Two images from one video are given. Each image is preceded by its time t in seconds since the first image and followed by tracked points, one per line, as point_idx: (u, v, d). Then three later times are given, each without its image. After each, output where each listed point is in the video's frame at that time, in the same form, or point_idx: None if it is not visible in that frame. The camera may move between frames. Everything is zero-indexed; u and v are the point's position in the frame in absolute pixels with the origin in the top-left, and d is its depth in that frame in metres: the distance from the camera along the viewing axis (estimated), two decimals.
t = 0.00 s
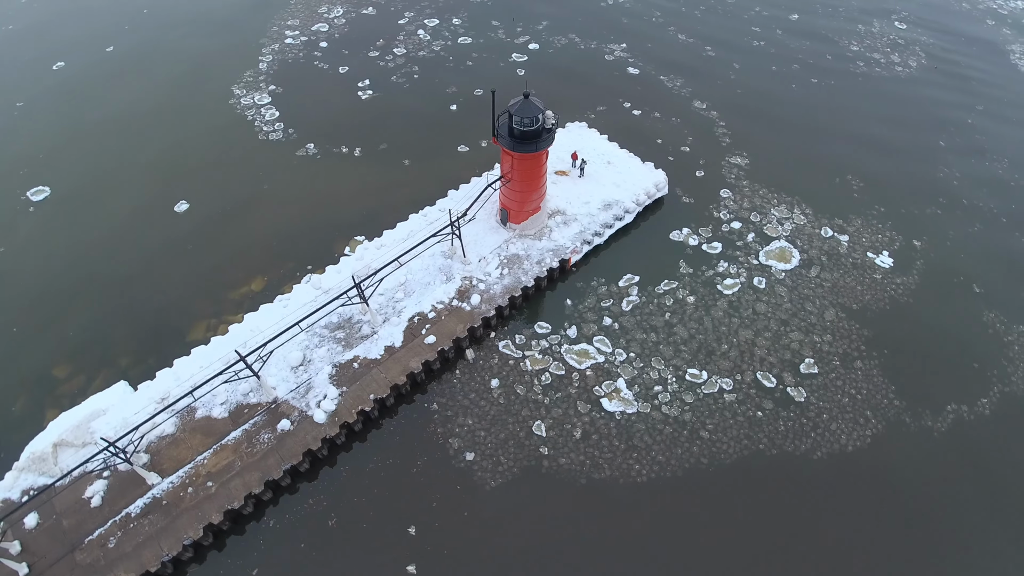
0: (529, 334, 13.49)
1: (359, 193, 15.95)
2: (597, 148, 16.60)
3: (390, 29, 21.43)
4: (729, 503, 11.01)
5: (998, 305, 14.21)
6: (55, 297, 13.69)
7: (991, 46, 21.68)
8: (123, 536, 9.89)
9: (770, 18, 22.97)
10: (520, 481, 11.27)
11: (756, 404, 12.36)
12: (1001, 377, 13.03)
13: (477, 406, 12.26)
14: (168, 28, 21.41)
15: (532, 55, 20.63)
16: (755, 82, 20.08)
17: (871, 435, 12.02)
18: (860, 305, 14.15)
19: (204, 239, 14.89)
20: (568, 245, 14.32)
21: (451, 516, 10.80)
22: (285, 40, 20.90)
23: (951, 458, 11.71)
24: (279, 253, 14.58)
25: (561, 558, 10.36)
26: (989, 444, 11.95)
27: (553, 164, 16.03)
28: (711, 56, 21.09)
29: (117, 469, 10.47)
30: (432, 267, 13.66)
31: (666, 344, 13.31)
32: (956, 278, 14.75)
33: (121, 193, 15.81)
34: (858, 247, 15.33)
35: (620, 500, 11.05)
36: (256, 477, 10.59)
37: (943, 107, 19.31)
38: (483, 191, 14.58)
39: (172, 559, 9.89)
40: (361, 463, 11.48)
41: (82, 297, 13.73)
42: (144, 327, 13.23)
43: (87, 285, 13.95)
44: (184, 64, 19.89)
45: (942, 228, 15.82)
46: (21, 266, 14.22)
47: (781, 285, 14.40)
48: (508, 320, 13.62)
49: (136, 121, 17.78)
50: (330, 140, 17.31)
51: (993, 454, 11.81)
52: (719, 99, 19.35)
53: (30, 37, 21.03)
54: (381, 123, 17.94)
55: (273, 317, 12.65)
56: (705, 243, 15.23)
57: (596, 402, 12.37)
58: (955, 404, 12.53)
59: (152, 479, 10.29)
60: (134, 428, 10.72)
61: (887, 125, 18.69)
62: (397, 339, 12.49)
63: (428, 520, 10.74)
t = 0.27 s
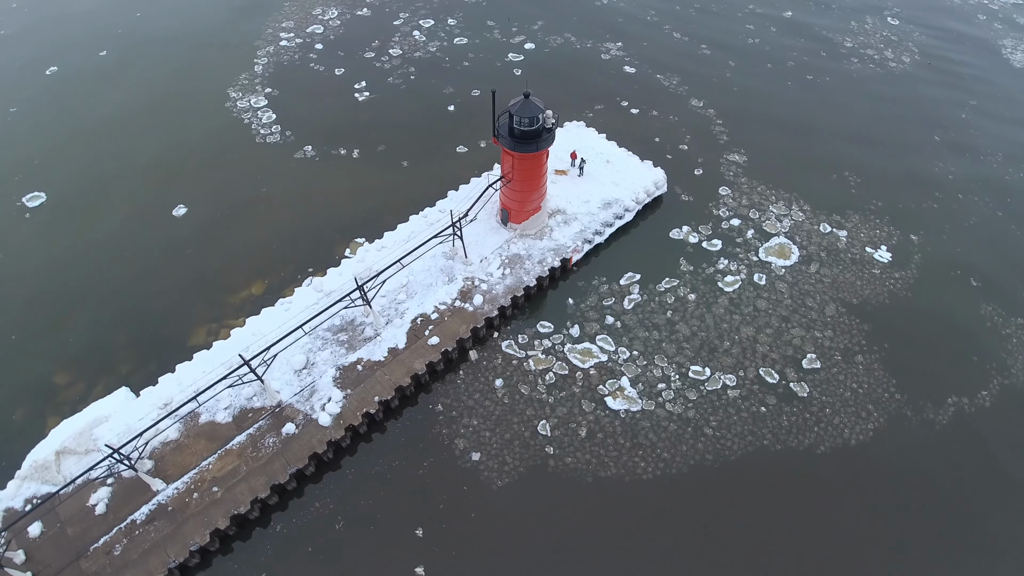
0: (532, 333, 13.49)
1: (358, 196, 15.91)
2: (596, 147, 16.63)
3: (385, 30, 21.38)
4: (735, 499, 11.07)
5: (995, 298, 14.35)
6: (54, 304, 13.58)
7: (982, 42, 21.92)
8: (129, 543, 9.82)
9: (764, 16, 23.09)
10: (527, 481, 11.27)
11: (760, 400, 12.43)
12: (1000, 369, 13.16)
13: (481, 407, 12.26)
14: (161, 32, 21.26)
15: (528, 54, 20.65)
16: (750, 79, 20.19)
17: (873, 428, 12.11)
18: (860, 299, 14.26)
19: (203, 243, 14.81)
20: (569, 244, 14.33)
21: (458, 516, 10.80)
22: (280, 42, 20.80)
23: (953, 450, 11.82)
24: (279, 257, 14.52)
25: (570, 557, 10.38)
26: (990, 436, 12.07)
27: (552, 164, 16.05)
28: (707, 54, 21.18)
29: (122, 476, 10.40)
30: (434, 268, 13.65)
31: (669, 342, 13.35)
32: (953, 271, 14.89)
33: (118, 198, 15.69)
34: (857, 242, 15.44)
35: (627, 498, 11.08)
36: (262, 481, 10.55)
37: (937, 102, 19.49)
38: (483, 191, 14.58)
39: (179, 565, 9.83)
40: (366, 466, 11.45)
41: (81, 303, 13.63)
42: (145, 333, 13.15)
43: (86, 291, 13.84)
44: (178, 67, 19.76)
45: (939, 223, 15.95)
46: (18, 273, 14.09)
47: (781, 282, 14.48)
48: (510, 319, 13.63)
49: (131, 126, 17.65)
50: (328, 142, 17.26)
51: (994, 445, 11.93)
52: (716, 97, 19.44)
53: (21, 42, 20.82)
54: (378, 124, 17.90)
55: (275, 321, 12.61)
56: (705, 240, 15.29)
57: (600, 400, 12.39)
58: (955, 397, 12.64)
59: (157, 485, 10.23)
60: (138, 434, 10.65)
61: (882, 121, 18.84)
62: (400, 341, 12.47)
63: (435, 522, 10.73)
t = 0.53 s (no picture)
0: (535, 333, 13.50)
1: (359, 197, 15.87)
2: (595, 146, 16.66)
3: (381, 31, 21.34)
4: (741, 495, 11.11)
5: (994, 293, 14.47)
6: (53, 310, 13.47)
7: (975, 38, 22.15)
8: (136, 549, 9.76)
9: (759, 14, 23.20)
10: (534, 481, 11.28)
11: (764, 396, 12.49)
12: (1000, 362, 13.27)
13: (486, 407, 12.26)
14: (156, 35, 21.13)
15: (525, 54, 20.66)
16: (747, 77, 20.29)
17: (876, 422, 12.19)
18: (860, 295, 14.35)
19: (204, 247, 14.74)
20: (571, 244, 14.35)
21: (466, 517, 10.79)
22: (276, 44, 20.72)
23: (955, 443, 11.92)
24: (280, 260, 14.46)
25: (578, 556, 10.39)
26: (992, 430, 12.17)
27: (552, 163, 16.06)
28: (703, 53, 21.27)
29: (127, 482, 10.33)
30: (436, 269, 13.64)
31: (672, 340, 13.39)
32: (952, 266, 15.01)
33: (116, 202, 15.60)
34: (856, 238, 15.54)
35: (634, 496, 11.11)
36: (269, 485, 10.51)
37: (932, 99, 19.67)
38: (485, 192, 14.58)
39: (186, 571, 9.78)
40: (372, 468, 11.42)
41: (81, 308, 13.53)
42: (146, 337, 13.07)
43: (86, 297, 13.74)
44: (174, 70, 19.65)
45: (937, 218, 16.08)
46: (17, 279, 13.97)
47: (782, 278, 14.55)
48: (513, 319, 13.62)
49: (128, 129, 17.53)
50: (327, 144, 17.21)
51: (995, 438, 12.04)
52: (713, 95, 19.52)
53: (14, 46, 20.64)
54: (377, 125, 17.86)
55: (279, 324, 12.57)
56: (706, 238, 15.35)
57: (605, 399, 12.41)
58: (956, 391, 12.74)
59: (163, 490, 10.17)
60: (142, 440, 10.58)
61: (879, 117, 18.98)
62: (404, 342, 12.45)
63: (443, 523, 10.72)
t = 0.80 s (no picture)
0: (538, 333, 13.50)
1: (359, 199, 15.84)
2: (595, 145, 16.68)
3: (378, 32, 21.30)
4: (747, 491, 11.15)
5: (993, 287, 14.59)
6: (53, 316, 13.38)
7: (968, 34, 22.35)
8: (142, 555, 9.71)
9: (754, 12, 23.30)
10: (540, 480, 11.29)
11: (767, 392, 12.55)
12: (1000, 356, 13.38)
13: (491, 407, 12.26)
14: (152, 38, 21.03)
15: (523, 54, 20.67)
16: (744, 75, 20.37)
17: (879, 417, 12.27)
18: (860, 290, 14.43)
19: (204, 250, 14.67)
20: (573, 243, 14.36)
21: (473, 518, 10.79)
22: (273, 46, 20.65)
23: (957, 437, 12.01)
24: (281, 262, 14.41)
25: (586, 554, 10.41)
26: (993, 423, 12.26)
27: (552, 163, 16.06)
28: (700, 51, 21.35)
29: (132, 488, 10.28)
30: (439, 270, 13.63)
31: (675, 338, 13.43)
32: (951, 261, 15.11)
33: (115, 206, 15.51)
34: (855, 234, 15.63)
35: (640, 494, 11.13)
36: (275, 489, 10.47)
37: (928, 94, 19.84)
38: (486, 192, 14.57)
39: None
40: (378, 470, 11.39)
41: (81, 314, 13.44)
42: (148, 342, 12.99)
43: (85, 302, 13.65)
44: (171, 73, 19.55)
45: (934, 213, 16.20)
46: (16, 285, 13.86)
47: (783, 275, 14.61)
48: (517, 319, 13.63)
49: (125, 133, 17.43)
50: (326, 146, 17.16)
51: (997, 431, 12.13)
52: (711, 93, 19.59)
53: (7, 51, 20.46)
54: (376, 127, 17.83)
55: (282, 327, 12.53)
56: (707, 236, 15.39)
57: (610, 398, 12.44)
58: (957, 385, 12.84)
59: (168, 496, 10.12)
60: (147, 445, 10.52)
61: (875, 113, 19.12)
62: (408, 344, 12.43)
63: (450, 524, 10.71)
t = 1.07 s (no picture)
0: (540, 333, 13.51)
1: (358, 201, 15.80)
2: (593, 144, 16.71)
3: (373, 34, 21.25)
4: (753, 487, 11.21)
5: (990, 280, 14.72)
6: (52, 322, 13.26)
7: (960, 30, 22.58)
8: (149, 562, 9.64)
9: (747, 10, 23.42)
10: (546, 479, 11.30)
11: (770, 387, 12.62)
12: (998, 348, 13.50)
13: (495, 407, 12.26)
14: (145, 42, 20.89)
15: (519, 54, 20.68)
16: (739, 73, 20.47)
17: (880, 410, 12.36)
18: (859, 285, 14.53)
19: (203, 254, 14.60)
20: (573, 242, 14.38)
21: (480, 518, 10.78)
22: (267, 48, 20.55)
23: (958, 429, 12.11)
24: (281, 266, 14.36)
25: (595, 552, 10.42)
26: (993, 414, 12.38)
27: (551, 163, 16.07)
28: (694, 50, 21.43)
29: (137, 495, 10.20)
30: (440, 271, 13.62)
31: (676, 335, 13.47)
32: (948, 254, 15.23)
33: (112, 212, 15.40)
34: (852, 229, 15.73)
35: (646, 491, 11.16)
36: (281, 493, 10.44)
37: (921, 89, 20.00)
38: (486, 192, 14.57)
39: None
40: (384, 472, 11.37)
41: (80, 320, 13.34)
42: (149, 347, 12.92)
43: (84, 308, 13.54)
44: (165, 77, 19.42)
45: (930, 207, 16.33)
46: (13, 292, 13.74)
47: (782, 271, 14.70)
48: (519, 320, 13.64)
49: (120, 137, 17.31)
50: (323, 148, 17.11)
51: (997, 422, 12.25)
52: (707, 91, 19.67)
53: None
54: (373, 129, 17.78)
55: (284, 331, 12.48)
56: (706, 234, 15.45)
57: (614, 396, 12.46)
58: (957, 377, 12.96)
59: (173, 502, 10.05)
60: (151, 451, 10.45)
61: (870, 109, 19.25)
62: (411, 345, 12.41)
63: (457, 525, 10.70)
